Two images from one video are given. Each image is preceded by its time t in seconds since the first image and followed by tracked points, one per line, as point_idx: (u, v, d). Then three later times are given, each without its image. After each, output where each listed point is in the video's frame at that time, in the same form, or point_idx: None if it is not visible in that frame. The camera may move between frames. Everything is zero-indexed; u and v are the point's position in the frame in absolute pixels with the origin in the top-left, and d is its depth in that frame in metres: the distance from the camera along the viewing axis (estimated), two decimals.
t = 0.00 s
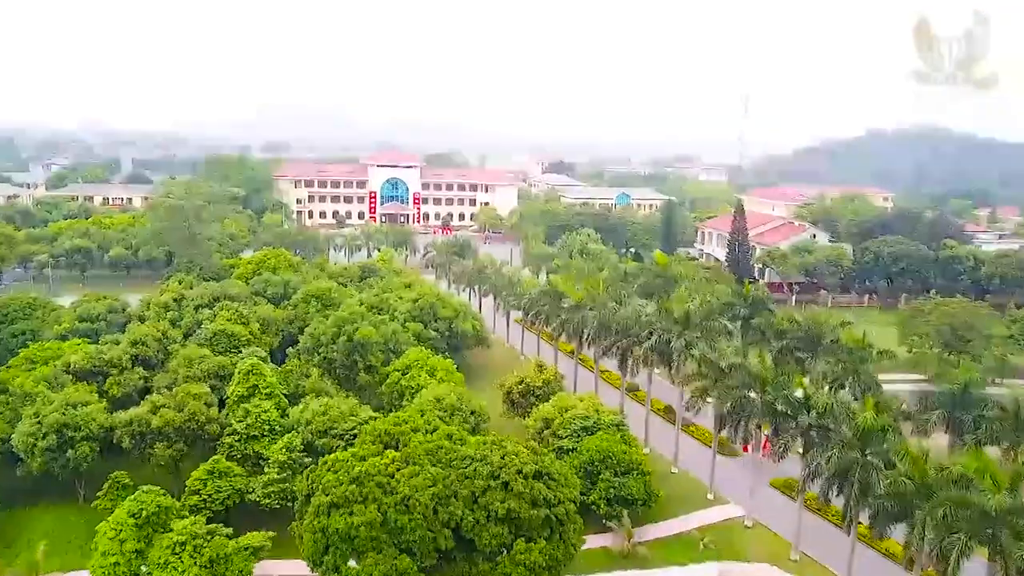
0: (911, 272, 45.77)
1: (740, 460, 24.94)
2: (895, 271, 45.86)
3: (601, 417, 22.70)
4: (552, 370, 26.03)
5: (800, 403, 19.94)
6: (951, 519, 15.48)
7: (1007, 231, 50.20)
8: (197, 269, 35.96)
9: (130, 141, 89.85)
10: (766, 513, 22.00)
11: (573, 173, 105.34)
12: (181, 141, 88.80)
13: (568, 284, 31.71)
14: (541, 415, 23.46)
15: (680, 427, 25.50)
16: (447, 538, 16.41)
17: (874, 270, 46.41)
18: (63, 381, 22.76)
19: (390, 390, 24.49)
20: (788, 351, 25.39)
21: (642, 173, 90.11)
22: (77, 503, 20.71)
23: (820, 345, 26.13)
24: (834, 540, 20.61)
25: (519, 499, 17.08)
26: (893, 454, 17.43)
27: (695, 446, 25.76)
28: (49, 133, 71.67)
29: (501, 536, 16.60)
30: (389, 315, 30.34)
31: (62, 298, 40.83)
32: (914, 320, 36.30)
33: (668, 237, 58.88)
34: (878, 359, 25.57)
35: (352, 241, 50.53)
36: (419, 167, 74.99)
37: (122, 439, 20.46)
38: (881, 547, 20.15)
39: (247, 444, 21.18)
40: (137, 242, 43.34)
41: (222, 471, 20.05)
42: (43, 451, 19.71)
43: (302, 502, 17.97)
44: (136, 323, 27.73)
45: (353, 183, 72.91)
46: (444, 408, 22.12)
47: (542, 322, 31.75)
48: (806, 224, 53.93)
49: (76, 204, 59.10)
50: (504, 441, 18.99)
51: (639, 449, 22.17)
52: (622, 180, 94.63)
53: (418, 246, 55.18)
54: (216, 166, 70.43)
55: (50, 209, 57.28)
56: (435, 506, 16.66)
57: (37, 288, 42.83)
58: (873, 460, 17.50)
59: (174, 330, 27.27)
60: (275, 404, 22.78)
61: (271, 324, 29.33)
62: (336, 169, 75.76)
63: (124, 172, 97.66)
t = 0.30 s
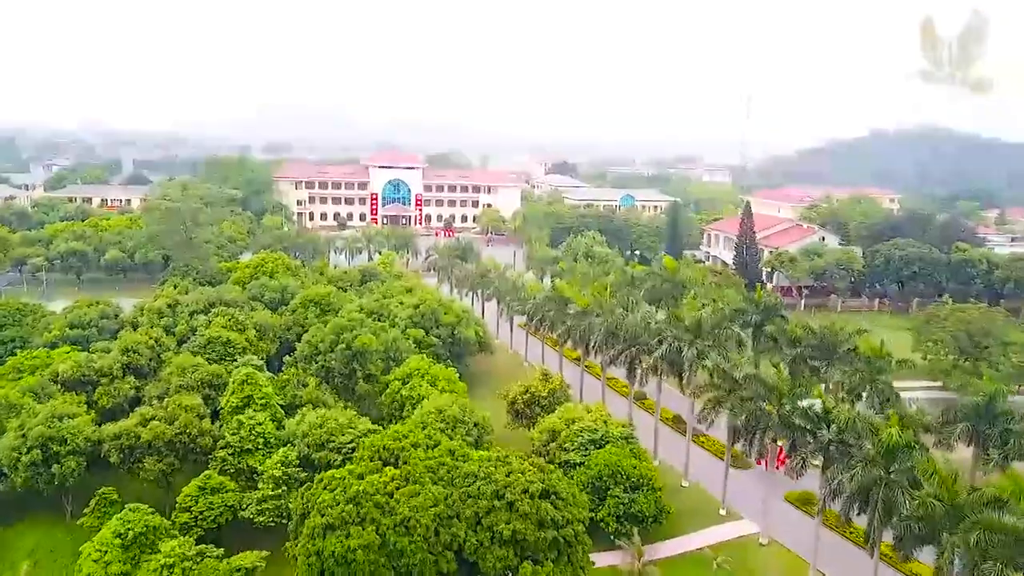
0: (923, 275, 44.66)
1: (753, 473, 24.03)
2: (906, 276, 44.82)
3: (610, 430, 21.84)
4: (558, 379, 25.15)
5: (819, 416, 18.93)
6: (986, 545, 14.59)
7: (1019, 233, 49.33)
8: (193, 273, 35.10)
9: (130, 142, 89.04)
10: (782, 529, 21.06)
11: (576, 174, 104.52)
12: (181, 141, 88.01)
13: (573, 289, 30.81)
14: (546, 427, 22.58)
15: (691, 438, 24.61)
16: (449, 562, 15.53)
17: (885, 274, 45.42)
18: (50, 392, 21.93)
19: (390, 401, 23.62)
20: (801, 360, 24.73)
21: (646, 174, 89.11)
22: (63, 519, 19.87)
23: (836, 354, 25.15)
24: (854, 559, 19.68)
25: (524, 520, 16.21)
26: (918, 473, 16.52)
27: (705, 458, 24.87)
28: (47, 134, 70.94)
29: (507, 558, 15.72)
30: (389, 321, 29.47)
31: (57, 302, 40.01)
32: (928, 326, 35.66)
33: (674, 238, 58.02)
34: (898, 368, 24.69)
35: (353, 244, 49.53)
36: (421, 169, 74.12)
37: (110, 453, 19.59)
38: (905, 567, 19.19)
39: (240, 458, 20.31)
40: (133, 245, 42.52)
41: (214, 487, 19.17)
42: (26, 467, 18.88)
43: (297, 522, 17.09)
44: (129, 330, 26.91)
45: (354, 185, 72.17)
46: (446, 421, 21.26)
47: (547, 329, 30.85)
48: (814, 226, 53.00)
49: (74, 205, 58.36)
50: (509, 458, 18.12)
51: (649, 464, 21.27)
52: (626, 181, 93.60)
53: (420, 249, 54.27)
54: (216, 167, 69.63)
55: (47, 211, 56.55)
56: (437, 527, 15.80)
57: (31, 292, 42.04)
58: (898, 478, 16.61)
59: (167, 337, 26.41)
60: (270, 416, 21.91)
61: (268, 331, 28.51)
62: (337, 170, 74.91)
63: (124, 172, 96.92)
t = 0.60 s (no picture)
0: (935, 279, 43.78)
1: (767, 486, 23.11)
2: (918, 279, 43.98)
3: (619, 444, 20.97)
4: (564, 389, 24.27)
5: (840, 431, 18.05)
6: None
7: None
8: (189, 277, 34.21)
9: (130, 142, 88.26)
10: (799, 548, 20.14)
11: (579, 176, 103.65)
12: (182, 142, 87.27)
13: (579, 295, 29.92)
14: (552, 440, 21.69)
15: (703, 450, 23.69)
16: None
17: (896, 277, 44.53)
18: (36, 403, 21.10)
19: (390, 412, 22.74)
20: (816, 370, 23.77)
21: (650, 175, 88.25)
22: (49, 536, 19.05)
23: (853, 363, 24.28)
24: None
25: (530, 544, 15.35)
26: (947, 494, 15.64)
27: (718, 471, 23.96)
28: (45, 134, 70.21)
29: None
30: (389, 328, 28.59)
31: (51, 306, 39.19)
32: (944, 331, 34.61)
33: (680, 240, 57.17)
34: (917, 378, 23.89)
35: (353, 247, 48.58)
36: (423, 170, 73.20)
37: (96, 468, 18.73)
38: None
39: (234, 473, 19.46)
40: (129, 248, 41.71)
41: (205, 504, 18.31)
42: (8, 483, 18.05)
43: (291, 543, 16.24)
44: (121, 337, 26.09)
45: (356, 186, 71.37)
46: (448, 434, 20.38)
47: (552, 335, 29.96)
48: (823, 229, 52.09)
49: (70, 207, 57.60)
50: (514, 475, 17.24)
51: (660, 479, 20.38)
52: (630, 182, 92.71)
53: (422, 251, 53.44)
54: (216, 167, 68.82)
55: (44, 213, 55.79)
56: (438, 551, 14.93)
57: (25, 296, 41.21)
58: (925, 499, 15.73)
59: (160, 345, 25.57)
60: (265, 428, 21.06)
61: (264, 338, 27.73)
62: (338, 171, 74.07)
63: (124, 173, 96.10)
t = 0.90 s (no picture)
0: (947, 283, 42.60)
1: (783, 502, 22.17)
2: (930, 283, 42.72)
3: (630, 459, 20.08)
4: (571, 399, 23.40)
5: (864, 448, 17.12)
6: None
7: None
8: (185, 281, 33.36)
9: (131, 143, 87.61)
10: (819, 569, 19.19)
11: (583, 177, 102.74)
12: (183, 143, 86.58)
13: (586, 301, 29.05)
14: (560, 453, 20.81)
15: (715, 463, 22.78)
16: None
17: (908, 281, 43.48)
18: (21, 415, 20.27)
19: (390, 423, 21.88)
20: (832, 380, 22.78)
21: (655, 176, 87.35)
22: (33, 555, 18.22)
23: (871, 371, 23.33)
24: None
25: (538, 570, 14.46)
26: (981, 517, 14.71)
27: (731, 485, 23.04)
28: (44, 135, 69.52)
29: None
30: (390, 335, 27.71)
31: (47, 310, 38.41)
32: (961, 336, 33.31)
33: (687, 241, 57.89)
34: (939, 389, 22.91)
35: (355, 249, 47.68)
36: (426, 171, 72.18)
37: (82, 485, 17.86)
38: None
39: (227, 489, 18.59)
40: (125, 251, 40.87)
41: (195, 523, 17.42)
42: None
43: (285, 568, 15.38)
44: (113, 344, 25.24)
45: (358, 188, 70.79)
46: (452, 450, 19.54)
47: (559, 342, 29.09)
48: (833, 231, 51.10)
49: (68, 208, 56.85)
50: (520, 495, 16.35)
51: (673, 495, 19.48)
52: (634, 183, 91.78)
53: (424, 254, 52.55)
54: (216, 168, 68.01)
55: (41, 214, 55.04)
56: None
57: (20, 299, 40.43)
58: (957, 522, 14.80)
59: (152, 352, 24.72)
60: (259, 442, 20.20)
61: (262, 345, 26.99)
62: (340, 172, 73.24)
63: (124, 174, 95.36)
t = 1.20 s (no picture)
0: (964, 287, 41.54)
1: (801, 518, 21.19)
2: (946, 287, 41.69)
3: (642, 475, 19.17)
4: (581, 410, 22.54)
5: (892, 467, 16.16)
6: None
7: None
8: (183, 286, 32.58)
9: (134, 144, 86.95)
10: None
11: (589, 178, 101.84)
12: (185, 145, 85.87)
13: (595, 307, 28.23)
14: (569, 468, 19.91)
15: (730, 477, 21.81)
16: None
17: (922, 285, 42.38)
18: (7, 427, 19.45)
19: (392, 435, 21.05)
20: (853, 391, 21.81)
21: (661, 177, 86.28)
22: None
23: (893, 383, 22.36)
24: None
25: None
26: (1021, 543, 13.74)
27: (746, 500, 22.08)
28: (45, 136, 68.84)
29: None
30: (392, 341, 26.89)
31: (43, 314, 37.62)
32: (981, 343, 32.30)
33: (695, 244, 56.84)
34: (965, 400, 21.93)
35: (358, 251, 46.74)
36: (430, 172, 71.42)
37: (68, 502, 17.04)
38: None
39: (220, 506, 17.72)
40: (124, 253, 40.04)
41: (186, 543, 16.56)
42: None
43: None
44: (106, 351, 24.43)
45: (361, 189, 70.04)
46: (456, 466, 18.67)
47: (566, 349, 28.24)
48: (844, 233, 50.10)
49: (68, 209, 56.16)
50: (528, 517, 15.46)
51: (687, 513, 18.57)
52: (640, 184, 90.72)
53: (428, 256, 51.70)
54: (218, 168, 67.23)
55: (41, 215, 54.38)
56: None
57: (17, 302, 39.65)
58: (996, 548, 13.83)
59: (147, 360, 23.90)
60: (255, 456, 19.34)
61: (260, 352, 26.24)
62: (344, 173, 72.44)
63: (128, 175, 94.78)
